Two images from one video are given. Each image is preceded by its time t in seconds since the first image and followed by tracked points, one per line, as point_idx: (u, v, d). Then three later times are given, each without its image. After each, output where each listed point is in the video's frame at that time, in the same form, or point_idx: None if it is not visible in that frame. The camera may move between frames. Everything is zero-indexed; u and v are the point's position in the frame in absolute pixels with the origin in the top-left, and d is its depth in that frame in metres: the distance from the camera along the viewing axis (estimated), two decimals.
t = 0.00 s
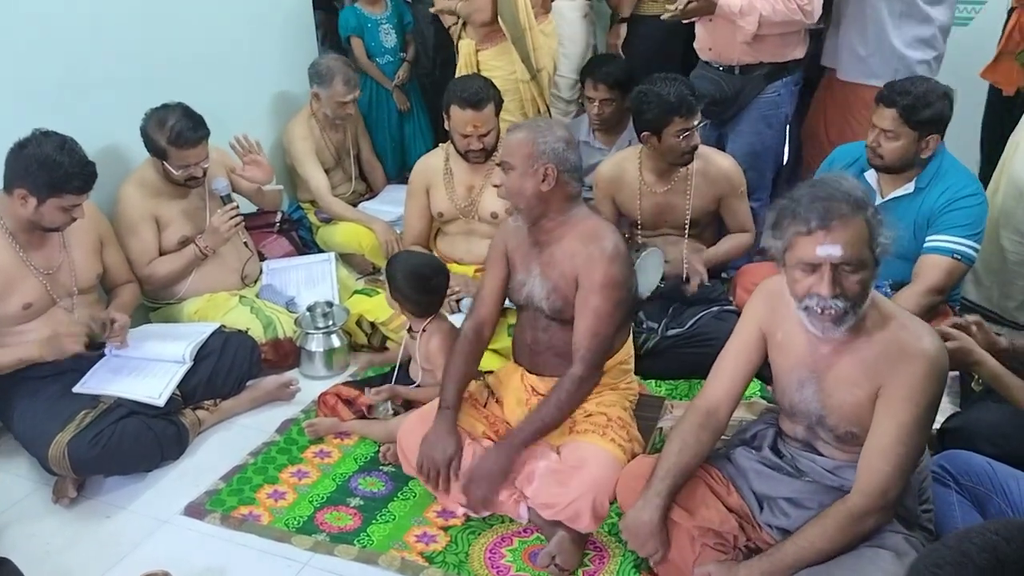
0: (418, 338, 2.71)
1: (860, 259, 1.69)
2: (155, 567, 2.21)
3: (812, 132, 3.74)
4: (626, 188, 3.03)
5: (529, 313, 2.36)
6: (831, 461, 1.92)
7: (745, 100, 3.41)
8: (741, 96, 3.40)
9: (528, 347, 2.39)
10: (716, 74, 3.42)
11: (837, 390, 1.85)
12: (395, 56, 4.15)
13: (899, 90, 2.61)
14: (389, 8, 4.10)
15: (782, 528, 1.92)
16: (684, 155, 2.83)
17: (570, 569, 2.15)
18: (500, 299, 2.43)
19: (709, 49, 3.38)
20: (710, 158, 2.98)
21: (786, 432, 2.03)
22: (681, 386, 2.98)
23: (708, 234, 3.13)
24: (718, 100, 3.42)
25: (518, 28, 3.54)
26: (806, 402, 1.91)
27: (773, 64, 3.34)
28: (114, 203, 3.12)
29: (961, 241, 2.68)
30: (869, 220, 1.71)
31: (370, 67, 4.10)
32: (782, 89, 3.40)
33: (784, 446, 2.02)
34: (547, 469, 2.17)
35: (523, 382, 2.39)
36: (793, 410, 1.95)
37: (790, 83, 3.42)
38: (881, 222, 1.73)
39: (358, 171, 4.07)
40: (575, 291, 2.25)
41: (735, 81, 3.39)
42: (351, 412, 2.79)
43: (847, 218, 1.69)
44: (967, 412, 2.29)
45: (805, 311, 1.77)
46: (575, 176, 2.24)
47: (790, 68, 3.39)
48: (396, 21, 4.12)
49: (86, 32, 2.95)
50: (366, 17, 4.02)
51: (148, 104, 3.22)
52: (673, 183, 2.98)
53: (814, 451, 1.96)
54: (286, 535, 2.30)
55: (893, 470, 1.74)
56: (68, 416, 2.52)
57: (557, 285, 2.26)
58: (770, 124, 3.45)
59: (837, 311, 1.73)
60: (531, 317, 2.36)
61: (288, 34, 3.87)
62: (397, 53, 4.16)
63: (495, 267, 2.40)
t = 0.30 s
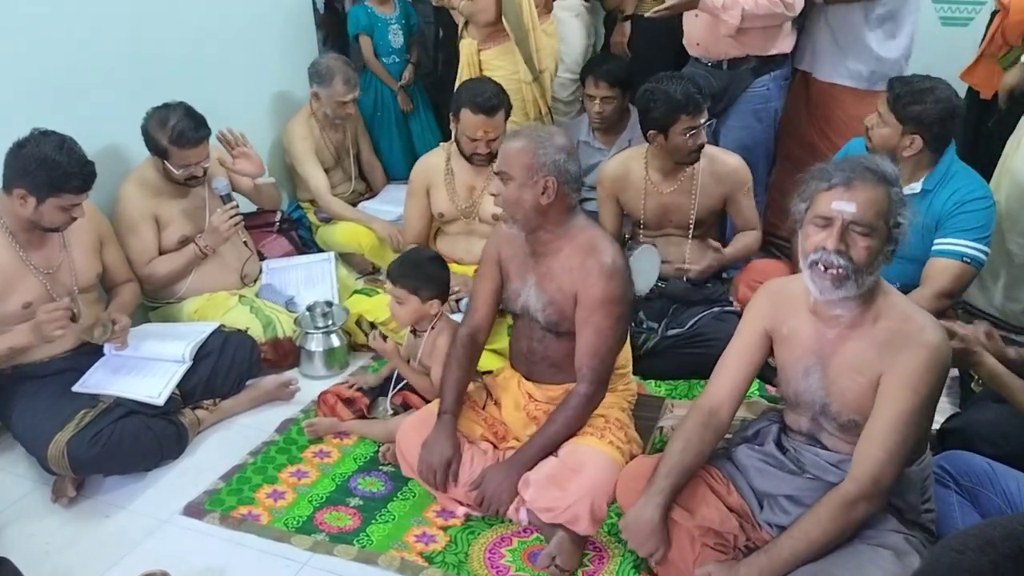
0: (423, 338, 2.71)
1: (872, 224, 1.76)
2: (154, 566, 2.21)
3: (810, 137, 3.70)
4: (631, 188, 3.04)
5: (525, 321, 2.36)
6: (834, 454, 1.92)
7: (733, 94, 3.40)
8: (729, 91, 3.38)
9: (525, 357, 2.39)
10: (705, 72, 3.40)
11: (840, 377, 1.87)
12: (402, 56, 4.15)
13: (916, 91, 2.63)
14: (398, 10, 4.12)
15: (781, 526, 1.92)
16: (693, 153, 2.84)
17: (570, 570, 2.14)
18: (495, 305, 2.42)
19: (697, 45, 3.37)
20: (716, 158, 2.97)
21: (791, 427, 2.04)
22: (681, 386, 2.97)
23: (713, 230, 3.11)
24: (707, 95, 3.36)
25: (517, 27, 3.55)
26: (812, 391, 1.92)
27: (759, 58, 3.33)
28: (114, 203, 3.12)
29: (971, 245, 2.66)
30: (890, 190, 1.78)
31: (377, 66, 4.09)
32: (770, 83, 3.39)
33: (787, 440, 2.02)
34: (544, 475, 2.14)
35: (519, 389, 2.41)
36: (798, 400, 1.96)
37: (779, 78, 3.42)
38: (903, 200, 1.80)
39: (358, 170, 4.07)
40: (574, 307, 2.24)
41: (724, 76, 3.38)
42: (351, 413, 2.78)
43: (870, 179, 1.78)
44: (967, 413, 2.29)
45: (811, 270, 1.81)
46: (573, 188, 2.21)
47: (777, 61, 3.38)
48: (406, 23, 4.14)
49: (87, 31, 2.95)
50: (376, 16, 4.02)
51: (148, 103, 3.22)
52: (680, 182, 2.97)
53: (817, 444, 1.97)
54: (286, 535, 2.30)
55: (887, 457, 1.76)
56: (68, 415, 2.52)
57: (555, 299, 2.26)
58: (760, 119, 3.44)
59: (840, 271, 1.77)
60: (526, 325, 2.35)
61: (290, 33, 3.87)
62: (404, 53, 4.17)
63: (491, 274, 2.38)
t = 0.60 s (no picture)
0: (428, 338, 2.71)
1: (885, 207, 1.78)
2: (153, 566, 2.21)
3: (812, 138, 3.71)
4: (634, 187, 3.04)
5: (532, 323, 2.35)
6: (839, 449, 1.92)
7: (728, 90, 3.37)
8: (724, 86, 3.36)
9: (530, 358, 2.38)
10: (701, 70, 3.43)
11: (853, 366, 1.87)
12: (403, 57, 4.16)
13: (857, 87, 2.60)
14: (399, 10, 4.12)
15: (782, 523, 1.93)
16: (693, 153, 2.84)
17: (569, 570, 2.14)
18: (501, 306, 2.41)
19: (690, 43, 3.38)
20: (716, 153, 2.96)
21: (794, 424, 2.04)
22: (681, 386, 2.97)
23: (717, 225, 3.11)
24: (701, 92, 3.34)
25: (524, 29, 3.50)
26: (822, 381, 1.92)
27: (751, 53, 3.33)
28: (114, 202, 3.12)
29: (948, 230, 2.68)
30: (908, 177, 1.79)
31: (378, 66, 4.09)
32: (763, 79, 3.38)
33: (793, 435, 2.02)
34: (545, 477, 2.14)
35: (523, 389, 2.40)
36: (808, 390, 1.96)
37: (772, 75, 3.41)
38: (924, 190, 1.81)
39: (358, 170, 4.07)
40: (586, 314, 2.24)
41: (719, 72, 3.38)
42: (351, 412, 2.79)
43: (888, 164, 1.80)
44: (967, 414, 2.29)
45: (823, 246, 1.83)
46: (591, 198, 2.20)
47: (770, 57, 3.38)
48: (407, 23, 4.15)
49: (89, 30, 2.95)
50: (379, 15, 4.03)
51: (149, 102, 3.22)
52: (681, 182, 2.98)
53: (825, 437, 1.97)
54: (285, 534, 2.30)
55: (892, 446, 1.77)
56: (68, 414, 2.52)
57: (567, 308, 2.25)
58: (754, 115, 3.44)
59: (849, 247, 1.79)
60: (533, 327, 2.35)
61: (291, 33, 3.87)
62: (405, 53, 4.18)
63: (499, 275, 2.38)
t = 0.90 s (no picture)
0: (426, 340, 2.71)
1: (893, 196, 1.83)
2: (152, 565, 2.21)
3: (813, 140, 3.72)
4: (633, 188, 3.04)
5: (543, 328, 2.34)
6: (845, 443, 1.93)
7: (724, 91, 3.37)
8: (722, 87, 3.36)
9: (539, 359, 2.38)
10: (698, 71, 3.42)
11: (860, 353, 1.89)
12: (404, 58, 4.16)
13: (844, 75, 2.66)
14: (399, 11, 4.09)
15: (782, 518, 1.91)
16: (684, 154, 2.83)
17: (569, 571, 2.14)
18: (510, 307, 2.40)
19: (689, 43, 3.37)
20: (715, 157, 2.97)
21: (798, 420, 2.04)
22: (681, 386, 2.97)
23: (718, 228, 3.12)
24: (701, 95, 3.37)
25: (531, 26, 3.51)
26: (830, 371, 1.94)
27: (748, 53, 3.32)
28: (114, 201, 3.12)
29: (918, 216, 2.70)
30: (915, 170, 1.85)
31: (378, 70, 4.09)
32: (761, 80, 3.38)
33: (799, 428, 2.02)
34: (548, 477, 2.13)
35: (530, 387, 2.39)
36: (814, 381, 1.98)
37: (771, 76, 3.41)
38: (931, 183, 1.87)
39: (358, 169, 4.07)
40: (598, 322, 2.24)
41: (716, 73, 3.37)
42: (352, 412, 2.78)
43: (896, 156, 1.86)
44: (967, 415, 2.29)
45: (835, 237, 1.87)
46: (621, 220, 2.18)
47: (767, 58, 3.37)
48: (407, 23, 4.12)
49: (89, 30, 2.95)
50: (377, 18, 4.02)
51: (149, 102, 3.22)
52: (680, 183, 2.98)
53: (830, 430, 1.98)
54: (285, 533, 2.30)
55: (894, 433, 1.78)
56: (69, 413, 2.52)
57: (581, 312, 2.25)
58: (751, 117, 3.43)
59: (859, 235, 1.83)
60: (544, 331, 2.34)
61: (292, 33, 3.87)
62: (404, 55, 4.16)
63: (509, 275, 2.36)
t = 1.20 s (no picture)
0: (422, 339, 2.72)
1: (889, 188, 1.87)
2: (152, 563, 2.22)
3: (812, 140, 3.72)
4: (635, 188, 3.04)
5: (546, 328, 2.35)
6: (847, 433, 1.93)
7: (728, 95, 3.37)
8: (724, 92, 3.37)
9: (543, 356, 2.38)
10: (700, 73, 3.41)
11: (860, 342, 1.91)
12: (405, 58, 4.15)
13: (896, 80, 2.63)
14: (398, 11, 4.09)
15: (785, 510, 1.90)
16: (674, 154, 2.83)
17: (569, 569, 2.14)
18: (508, 303, 2.38)
19: (691, 45, 3.38)
20: (713, 159, 2.97)
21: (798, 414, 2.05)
22: (681, 386, 2.97)
23: (716, 229, 3.12)
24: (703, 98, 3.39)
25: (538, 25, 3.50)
26: (830, 363, 1.96)
27: (752, 58, 3.30)
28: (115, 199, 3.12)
29: (951, 231, 2.64)
30: (910, 163, 1.89)
31: (379, 73, 4.08)
32: (764, 84, 3.36)
33: (801, 419, 2.02)
34: (550, 474, 2.13)
35: (536, 381, 2.39)
36: (814, 373, 1.99)
37: (775, 80, 3.39)
38: (926, 176, 1.90)
39: (358, 168, 4.07)
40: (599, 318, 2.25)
41: (717, 77, 3.38)
42: (352, 411, 2.78)
43: (891, 151, 1.90)
44: (965, 413, 2.30)
45: (836, 231, 1.91)
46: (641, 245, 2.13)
47: (771, 62, 3.35)
48: (406, 21, 4.12)
49: (88, 29, 2.95)
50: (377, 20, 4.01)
51: (149, 101, 3.22)
52: (679, 183, 2.97)
53: (831, 421, 1.98)
54: (285, 532, 2.30)
55: (890, 417, 1.80)
56: (69, 411, 2.52)
57: (589, 318, 2.26)
58: (755, 120, 3.42)
59: (858, 225, 1.86)
60: (547, 332, 2.35)
61: (292, 32, 3.87)
62: (405, 55, 4.16)
63: (506, 279, 2.35)
